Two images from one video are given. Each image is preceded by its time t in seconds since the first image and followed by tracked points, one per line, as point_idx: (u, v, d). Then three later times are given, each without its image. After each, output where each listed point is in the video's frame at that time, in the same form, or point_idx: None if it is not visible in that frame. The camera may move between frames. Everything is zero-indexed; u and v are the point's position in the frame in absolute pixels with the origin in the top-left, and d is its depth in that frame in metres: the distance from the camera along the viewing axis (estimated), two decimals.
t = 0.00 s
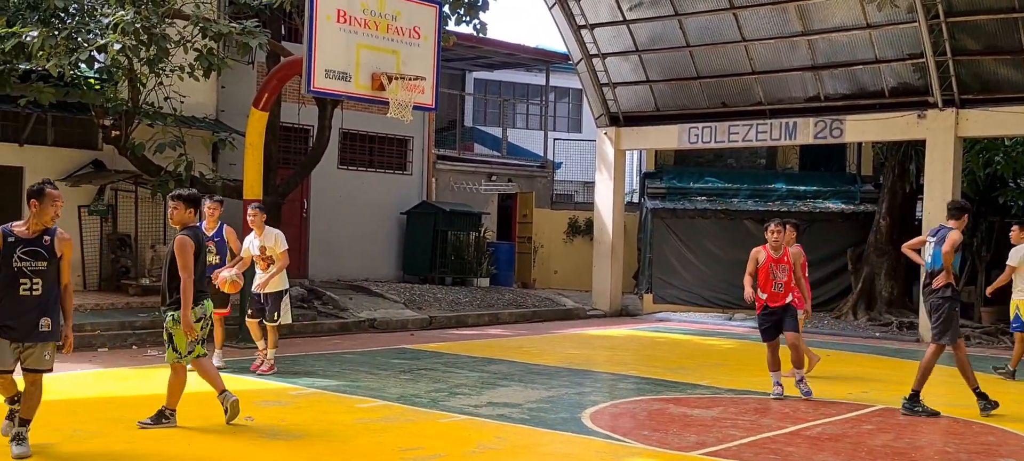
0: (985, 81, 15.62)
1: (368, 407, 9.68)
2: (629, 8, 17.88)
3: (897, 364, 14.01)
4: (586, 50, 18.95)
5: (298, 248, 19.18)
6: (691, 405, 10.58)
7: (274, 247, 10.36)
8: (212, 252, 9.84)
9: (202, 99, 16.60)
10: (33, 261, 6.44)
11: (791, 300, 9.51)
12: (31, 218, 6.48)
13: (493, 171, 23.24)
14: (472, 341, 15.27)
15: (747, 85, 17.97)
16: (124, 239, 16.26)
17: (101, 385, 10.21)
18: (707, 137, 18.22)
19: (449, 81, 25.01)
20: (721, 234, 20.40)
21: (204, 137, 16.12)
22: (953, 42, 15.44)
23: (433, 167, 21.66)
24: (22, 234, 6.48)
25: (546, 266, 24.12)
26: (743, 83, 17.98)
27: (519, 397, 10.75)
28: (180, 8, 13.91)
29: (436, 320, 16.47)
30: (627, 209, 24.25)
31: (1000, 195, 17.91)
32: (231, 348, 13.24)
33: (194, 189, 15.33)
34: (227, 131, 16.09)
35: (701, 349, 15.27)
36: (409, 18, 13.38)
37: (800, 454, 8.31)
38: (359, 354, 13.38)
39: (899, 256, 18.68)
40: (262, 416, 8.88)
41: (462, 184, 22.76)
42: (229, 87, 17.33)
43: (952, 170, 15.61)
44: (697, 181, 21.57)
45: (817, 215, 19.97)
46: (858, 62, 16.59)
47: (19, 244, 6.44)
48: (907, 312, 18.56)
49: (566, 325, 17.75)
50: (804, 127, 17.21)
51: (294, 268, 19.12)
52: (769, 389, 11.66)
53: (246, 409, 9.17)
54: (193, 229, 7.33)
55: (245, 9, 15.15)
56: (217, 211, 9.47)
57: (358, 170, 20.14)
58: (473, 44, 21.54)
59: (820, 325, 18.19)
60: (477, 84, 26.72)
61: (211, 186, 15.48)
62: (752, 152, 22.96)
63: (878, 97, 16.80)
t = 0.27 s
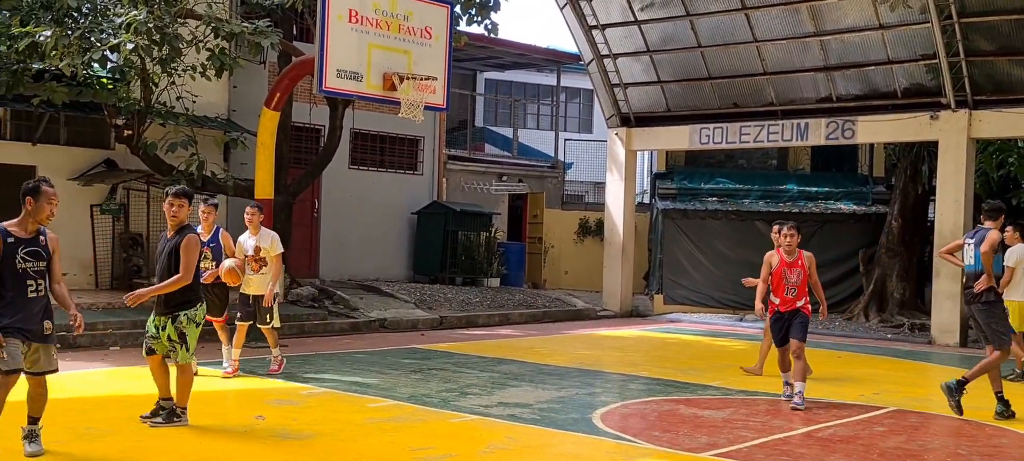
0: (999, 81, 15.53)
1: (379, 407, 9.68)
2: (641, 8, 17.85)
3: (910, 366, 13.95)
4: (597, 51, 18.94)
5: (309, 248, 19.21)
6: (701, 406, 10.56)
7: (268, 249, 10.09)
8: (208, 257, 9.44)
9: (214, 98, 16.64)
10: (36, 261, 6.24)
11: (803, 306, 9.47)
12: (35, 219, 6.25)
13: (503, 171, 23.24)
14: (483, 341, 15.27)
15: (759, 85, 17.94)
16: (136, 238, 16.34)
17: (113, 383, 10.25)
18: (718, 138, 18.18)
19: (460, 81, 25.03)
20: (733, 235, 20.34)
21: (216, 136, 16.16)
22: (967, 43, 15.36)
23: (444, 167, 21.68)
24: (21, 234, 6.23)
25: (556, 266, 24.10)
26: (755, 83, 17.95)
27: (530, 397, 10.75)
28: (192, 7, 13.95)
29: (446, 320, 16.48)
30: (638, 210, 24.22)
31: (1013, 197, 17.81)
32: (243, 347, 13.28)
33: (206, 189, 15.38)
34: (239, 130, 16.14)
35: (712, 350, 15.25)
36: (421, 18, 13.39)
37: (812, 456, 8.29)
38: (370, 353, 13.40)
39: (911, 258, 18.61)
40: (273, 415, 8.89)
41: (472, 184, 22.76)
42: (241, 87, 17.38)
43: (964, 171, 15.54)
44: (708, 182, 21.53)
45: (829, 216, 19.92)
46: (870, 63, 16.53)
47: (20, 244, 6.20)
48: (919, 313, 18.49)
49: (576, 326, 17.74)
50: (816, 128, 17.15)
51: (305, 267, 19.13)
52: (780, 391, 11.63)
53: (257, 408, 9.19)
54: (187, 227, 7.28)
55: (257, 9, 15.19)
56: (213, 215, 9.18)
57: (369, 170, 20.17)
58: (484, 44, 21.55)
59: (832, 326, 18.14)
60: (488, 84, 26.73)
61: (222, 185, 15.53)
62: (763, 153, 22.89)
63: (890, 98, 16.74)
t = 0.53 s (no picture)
0: None
1: (413, 405, 9.73)
2: (676, 5, 17.73)
3: (949, 366, 13.77)
4: (632, 48, 18.87)
5: (345, 246, 19.35)
6: (736, 405, 10.49)
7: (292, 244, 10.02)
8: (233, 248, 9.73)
9: (250, 98, 16.80)
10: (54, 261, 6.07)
11: (836, 305, 9.00)
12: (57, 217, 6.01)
13: (538, 170, 23.26)
14: (517, 339, 15.29)
15: (796, 82, 17.80)
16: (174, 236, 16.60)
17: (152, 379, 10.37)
18: (754, 136, 18.03)
19: (495, 80, 25.07)
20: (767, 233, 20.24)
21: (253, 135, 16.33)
22: (1008, 39, 15.11)
23: (478, 165, 21.74)
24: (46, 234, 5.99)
25: (590, 265, 24.11)
26: (791, 81, 17.81)
27: (564, 395, 10.74)
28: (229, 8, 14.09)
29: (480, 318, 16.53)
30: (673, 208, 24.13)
31: None
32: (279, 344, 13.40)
33: (243, 188, 15.55)
34: (276, 130, 16.30)
35: (747, 349, 15.15)
36: (456, 16, 13.42)
37: (849, 456, 8.20)
38: (404, 351, 13.47)
39: (951, 257, 18.37)
40: (309, 412, 8.97)
41: (507, 182, 22.77)
42: (277, 86, 17.53)
43: (1005, 170, 15.31)
44: (744, 179, 21.50)
45: (867, 215, 19.68)
46: (909, 60, 16.34)
47: (48, 243, 5.99)
48: (959, 313, 18.24)
49: (611, 324, 17.69)
50: (853, 126, 16.95)
51: (341, 266, 19.30)
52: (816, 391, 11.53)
53: (293, 405, 9.27)
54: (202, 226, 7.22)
55: (293, 9, 15.31)
56: (238, 207, 9.63)
57: (404, 168, 20.25)
58: (519, 43, 21.56)
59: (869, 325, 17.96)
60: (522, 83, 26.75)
61: (259, 184, 15.68)
62: (800, 151, 22.68)
63: (929, 95, 16.52)
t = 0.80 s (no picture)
0: None
1: (492, 401, 9.80)
2: None
3: None
4: (711, 44, 18.66)
5: (425, 244, 19.56)
6: (819, 405, 10.32)
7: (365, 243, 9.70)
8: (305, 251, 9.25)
9: (333, 98, 17.11)
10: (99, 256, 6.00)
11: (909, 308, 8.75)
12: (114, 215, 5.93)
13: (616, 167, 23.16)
14: (594, 337, 15.28)
15: (881, 76, 17.41)
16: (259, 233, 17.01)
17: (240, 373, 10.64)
18: (837, 131, 17.68)
19: (573, 77, 25.06)
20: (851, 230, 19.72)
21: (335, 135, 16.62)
22: None
23: (556, 163, 21.75)
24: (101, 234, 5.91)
25: (669, 262, 24.00)
26: (877, 74, 17.42)
27: (642, 393, 10.70)
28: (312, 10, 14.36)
29: (558, 316, 16.56)
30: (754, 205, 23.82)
31: None
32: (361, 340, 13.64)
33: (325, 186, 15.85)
34: (357, 129, 16.57)
35: (831, 348, 14.88)
36: (534, 14, 13.46)
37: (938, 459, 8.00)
38: (483, 348, 13.58)
39: None
40: (390, 407, 9.11)
41: (585, 180, 22.73)
42: (358, 85, 17.82)
43: None
44: (827, 176, 21.08)
45: (955, 211, 19.14)
46: (1001, 52, 15.84)
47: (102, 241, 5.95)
48: None
49: (689, 323, 17.56)
50: (940, 121, 16.46)
51: (421, 263, 19.52)
52: (903, 391, 11.27)
53: (375, 400, 9.42)
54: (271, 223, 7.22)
55: (374, 10, 15.53)
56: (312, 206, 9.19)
57: (482, 166, 20.38)
58: (598, 40, 21.50)
59: (958, 325, 17.47)
60: (600, 80, 26.69)
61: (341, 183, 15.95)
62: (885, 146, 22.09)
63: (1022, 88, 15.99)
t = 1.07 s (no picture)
0: None
1: (569, 393, 9.80)
2: None
3: None
4: (789, 34, 18.30)
5: (500, 237, 19.64)
6: (904, 401, 10.09)
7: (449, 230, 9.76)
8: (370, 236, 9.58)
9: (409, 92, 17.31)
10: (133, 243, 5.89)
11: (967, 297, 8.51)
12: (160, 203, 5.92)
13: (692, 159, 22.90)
14: (671, 330, 15.17)
15: (968, 64, 16.91)
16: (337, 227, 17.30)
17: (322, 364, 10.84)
18: (922, 121, 17.23)
19: (648, 69, 24.88)
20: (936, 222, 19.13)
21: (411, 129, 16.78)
22: None
23: (632, 155, 21.63)
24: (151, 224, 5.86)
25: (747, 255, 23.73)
26: (963, 62, 16.93)
27: (721, 387, 10.60)
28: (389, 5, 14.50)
29: (634, 309, 16.50)
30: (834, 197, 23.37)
31: None
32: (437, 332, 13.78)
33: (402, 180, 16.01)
34: (432, 122, 16.71)
35: (915, 343, 14.52)
36: (609, 6, 13.39)
37: None
38: (559, 340, 13.60)
39: None
40: (467, 399, 9.18)
41: (660, 172, 22.55)
42: (434, 80, 17.98)
43: None
44: (910, 167, 20.60)
45: None
46: None
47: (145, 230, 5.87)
48: None
49: (767, 316, 17.32)
50: None
51: (497, 256, 19.58)
52: (992, 388, 10.94)
53: (452, 392, 9.51)
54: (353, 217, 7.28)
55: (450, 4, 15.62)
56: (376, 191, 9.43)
57: (556, 159, 20.37)
58: (673, 31, 21.30)
59: None
60: (676, 72, 26.45)
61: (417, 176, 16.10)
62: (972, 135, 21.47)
63: None
